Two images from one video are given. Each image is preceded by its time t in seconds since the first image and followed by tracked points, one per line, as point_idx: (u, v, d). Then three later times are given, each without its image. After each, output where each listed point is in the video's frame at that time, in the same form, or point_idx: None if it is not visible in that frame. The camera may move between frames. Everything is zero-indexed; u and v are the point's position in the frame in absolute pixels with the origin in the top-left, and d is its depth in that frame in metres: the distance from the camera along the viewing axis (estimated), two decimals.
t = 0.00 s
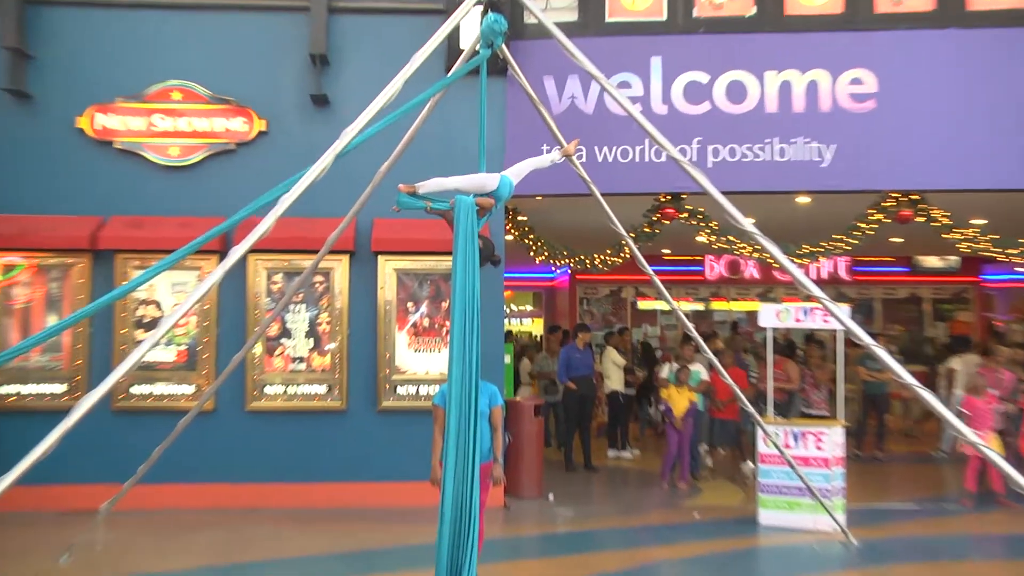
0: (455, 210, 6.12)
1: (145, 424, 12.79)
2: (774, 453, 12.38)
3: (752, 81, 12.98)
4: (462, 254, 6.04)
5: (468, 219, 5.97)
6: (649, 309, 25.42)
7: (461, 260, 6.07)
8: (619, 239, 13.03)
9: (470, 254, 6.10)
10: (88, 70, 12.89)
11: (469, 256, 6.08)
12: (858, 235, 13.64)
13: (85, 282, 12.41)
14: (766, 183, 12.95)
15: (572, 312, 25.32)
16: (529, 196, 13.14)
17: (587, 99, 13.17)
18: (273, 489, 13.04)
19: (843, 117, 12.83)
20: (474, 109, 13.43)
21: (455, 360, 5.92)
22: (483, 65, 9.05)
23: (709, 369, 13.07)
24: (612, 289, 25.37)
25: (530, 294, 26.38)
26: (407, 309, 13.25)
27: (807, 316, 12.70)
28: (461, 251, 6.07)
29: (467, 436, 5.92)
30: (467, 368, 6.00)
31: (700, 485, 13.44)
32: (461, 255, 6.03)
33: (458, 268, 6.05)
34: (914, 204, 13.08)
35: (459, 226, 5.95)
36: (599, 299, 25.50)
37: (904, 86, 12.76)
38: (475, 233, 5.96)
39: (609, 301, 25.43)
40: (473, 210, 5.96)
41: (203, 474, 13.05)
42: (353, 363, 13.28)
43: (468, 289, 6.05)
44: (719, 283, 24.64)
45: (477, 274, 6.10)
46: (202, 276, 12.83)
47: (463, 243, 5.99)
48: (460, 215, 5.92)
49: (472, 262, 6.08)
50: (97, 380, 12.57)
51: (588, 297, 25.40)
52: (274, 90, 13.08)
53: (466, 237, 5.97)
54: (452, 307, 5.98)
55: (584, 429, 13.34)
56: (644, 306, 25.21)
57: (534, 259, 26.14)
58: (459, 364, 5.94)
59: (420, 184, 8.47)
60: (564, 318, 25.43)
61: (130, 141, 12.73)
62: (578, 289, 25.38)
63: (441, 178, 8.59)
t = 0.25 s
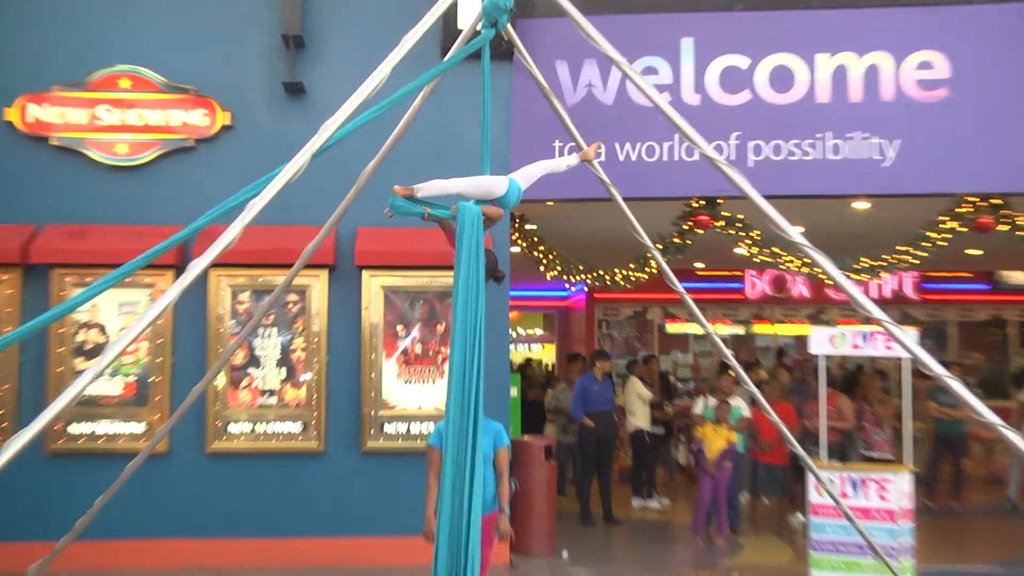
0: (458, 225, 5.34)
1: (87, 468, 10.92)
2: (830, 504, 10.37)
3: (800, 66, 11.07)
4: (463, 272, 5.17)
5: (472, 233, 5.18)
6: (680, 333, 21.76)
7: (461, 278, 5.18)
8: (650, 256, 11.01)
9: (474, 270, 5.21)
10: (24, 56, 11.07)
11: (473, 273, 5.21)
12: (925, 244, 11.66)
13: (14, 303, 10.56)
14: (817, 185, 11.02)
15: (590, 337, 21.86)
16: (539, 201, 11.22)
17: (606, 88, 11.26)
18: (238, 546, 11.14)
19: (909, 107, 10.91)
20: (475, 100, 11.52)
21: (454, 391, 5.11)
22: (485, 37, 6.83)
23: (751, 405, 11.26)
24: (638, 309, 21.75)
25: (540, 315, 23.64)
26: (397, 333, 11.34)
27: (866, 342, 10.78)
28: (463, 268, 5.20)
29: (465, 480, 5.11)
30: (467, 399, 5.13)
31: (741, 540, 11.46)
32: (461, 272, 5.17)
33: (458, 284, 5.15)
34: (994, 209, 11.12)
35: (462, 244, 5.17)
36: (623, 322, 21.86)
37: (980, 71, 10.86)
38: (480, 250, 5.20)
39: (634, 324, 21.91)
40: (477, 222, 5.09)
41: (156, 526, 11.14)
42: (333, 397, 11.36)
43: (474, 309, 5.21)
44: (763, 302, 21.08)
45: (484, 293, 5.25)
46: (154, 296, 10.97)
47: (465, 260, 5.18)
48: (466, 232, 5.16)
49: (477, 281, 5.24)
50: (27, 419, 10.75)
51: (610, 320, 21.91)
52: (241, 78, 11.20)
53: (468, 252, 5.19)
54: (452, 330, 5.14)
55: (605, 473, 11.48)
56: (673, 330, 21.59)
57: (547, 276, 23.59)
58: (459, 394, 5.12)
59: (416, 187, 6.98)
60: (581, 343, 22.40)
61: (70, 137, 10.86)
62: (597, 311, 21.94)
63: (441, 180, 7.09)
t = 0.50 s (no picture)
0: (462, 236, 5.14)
1: (32, 514, 9.52)
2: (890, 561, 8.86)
3: (852, 53, 9.65)
4: (468, 288, 4.92)
5: (477, 248, 4.95)
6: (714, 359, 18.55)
7: (466, 296, 4.93)
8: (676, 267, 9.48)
9: (482, 289, 4.97)
10: None
11: (482, 293, 4.98)
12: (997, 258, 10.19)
13: None
14: (873, 190, 9.59)
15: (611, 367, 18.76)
16: (552, 208, 9.78)
17: (629, 78, 9.83)
18: None
19: (980, 100, 9.49)
20: (479, 92, 10.09)
21: (459, 415, 4.85)
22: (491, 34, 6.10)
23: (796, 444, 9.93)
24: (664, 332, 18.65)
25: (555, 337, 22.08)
26: (389, 359, 9.90)
27: (931, 370, 9.33)
28: (466, 286, 4.92)
29: (470, 517, 4.81)
30: (475, 430, 4.86)
31: None
32: (467, 290, 4.92)
33: (463, 302, 4.92)
34: None
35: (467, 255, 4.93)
36: (646, 347, 18.83)
37: None
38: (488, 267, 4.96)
39: (660, 349, 18.74)
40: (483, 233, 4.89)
41: None
42: (315, 433, 9.92)
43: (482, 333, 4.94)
44: (810, 323, 17.63)
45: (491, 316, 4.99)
46: (109, 317, 9.58)
47: (470, 275, 4.91)
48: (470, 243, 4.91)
49: (485, 304, 4.98)
50: None
51: (632, 345, 18.83)
52: (210, 68, 9.78)
53: (473, 268, 4.94)
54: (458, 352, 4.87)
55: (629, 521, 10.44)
56: (704, 355, 18.50)
57: (561, 297, 21.75)
58: (465, 422, 4.86)
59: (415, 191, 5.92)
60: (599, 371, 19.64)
61: (14, 135, 9.47)
62: (618, 335, 18.86)
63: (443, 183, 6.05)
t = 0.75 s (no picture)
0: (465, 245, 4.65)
1: None
2: None
3: (921, 33, 8.30)
4: (475, 300, 4.39)
5: (484, 258, 4.41)
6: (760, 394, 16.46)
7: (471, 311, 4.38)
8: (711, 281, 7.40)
9: (492, 304, 4.42)
10: None
11: (491, 311, 4.41)
12: None
13: None
14: (948, 194, 8.24)
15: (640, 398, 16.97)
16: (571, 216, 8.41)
17: (660, 67, 8.46)
18: None
19: None
20: (486, 82, 8.72)
21: (468, 449, 4.28)
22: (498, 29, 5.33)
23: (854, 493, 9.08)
24: (703, 361, 16.66)
25: (575, 367, 20.45)
26: (382, 392, 8.51)
27: (1021, 408, 7.04)
28: (472, 301, 4.39)
29: (481, 573, 4.21)
30: (485, 467, 4.29)
31: None
32: (473, 305, 4.38)
33: (469, 317, 4.37)
34: None
35: (472, 265, 4.39)
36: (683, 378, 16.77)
37: None
38: (497, 279, 4.42)
39: (698, 381, 16.67)
40: (489, 239, 4.38)
41: None
42: (297, 478, 8.55)
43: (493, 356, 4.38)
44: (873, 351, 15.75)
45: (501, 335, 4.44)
46: (56, 344, 8.27)
47: (477, 287, 4.38)
48: (476, 249, 4.38)
49: (494, 322, 4.42)
50: None
51: (666, 376, 16.84)
52: (175, 55, 8.46)
53: (480, 280, 4.39)
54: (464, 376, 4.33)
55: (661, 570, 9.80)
56: (747, 389, 16.43)
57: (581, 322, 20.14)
58: (473, 457, 4.28)
59: (412, 194, 4.89)
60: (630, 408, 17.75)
61: None
62: (648, 363, 16.94)
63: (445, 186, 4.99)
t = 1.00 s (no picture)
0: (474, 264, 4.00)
1: None
2: None
3: (991, 14, 7.30)
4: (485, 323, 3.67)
5: (498, 270, 3.71)
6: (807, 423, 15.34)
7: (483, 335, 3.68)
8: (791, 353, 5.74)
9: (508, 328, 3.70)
10: None
11: (506, 337, 3.69)
12: None
13: None
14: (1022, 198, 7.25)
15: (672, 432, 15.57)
16: (593, 223, 7.40)
17: (693, 52, 7.46)
18: None
19: None
20: (495, 70, 7.73)
21: (478, 498, 3.55)
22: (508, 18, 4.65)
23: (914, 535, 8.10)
24: (743, 388, 15.27)
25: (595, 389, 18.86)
26: (378, 422, 7.50)
27: None
28: (484, 324, 3.68)
29: None
30: (496, 524, 3.56)
31: None
32: (485, 327, 3.66)
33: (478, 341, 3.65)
34: None
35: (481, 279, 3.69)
36: (720, 408, 15.42)
37: None
38: (513, 298, 3.70)
39: (737, 410, 15.37)
40: (505, 249, 3.72)
41: None
42: (281, 519, 7.54)
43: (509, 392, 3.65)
44: (937, 376, 14.79)
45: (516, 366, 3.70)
46: (6, 368, 7.28)
47: (488, 304, 3.68)
48: (488, 260, 3.69)
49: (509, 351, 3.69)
50: None
51: (701, 404, 15.47)
52: (144, 40, 7.49)
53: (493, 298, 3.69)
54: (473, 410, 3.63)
55: None
56: (792, 418, 15.29)
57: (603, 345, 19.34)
58: (485, 511, 3.56)
59: (418, 191, 3.89)
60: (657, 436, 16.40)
61: None
62: (681, 392, 15.55)
63: (454, 185, 4.01)
